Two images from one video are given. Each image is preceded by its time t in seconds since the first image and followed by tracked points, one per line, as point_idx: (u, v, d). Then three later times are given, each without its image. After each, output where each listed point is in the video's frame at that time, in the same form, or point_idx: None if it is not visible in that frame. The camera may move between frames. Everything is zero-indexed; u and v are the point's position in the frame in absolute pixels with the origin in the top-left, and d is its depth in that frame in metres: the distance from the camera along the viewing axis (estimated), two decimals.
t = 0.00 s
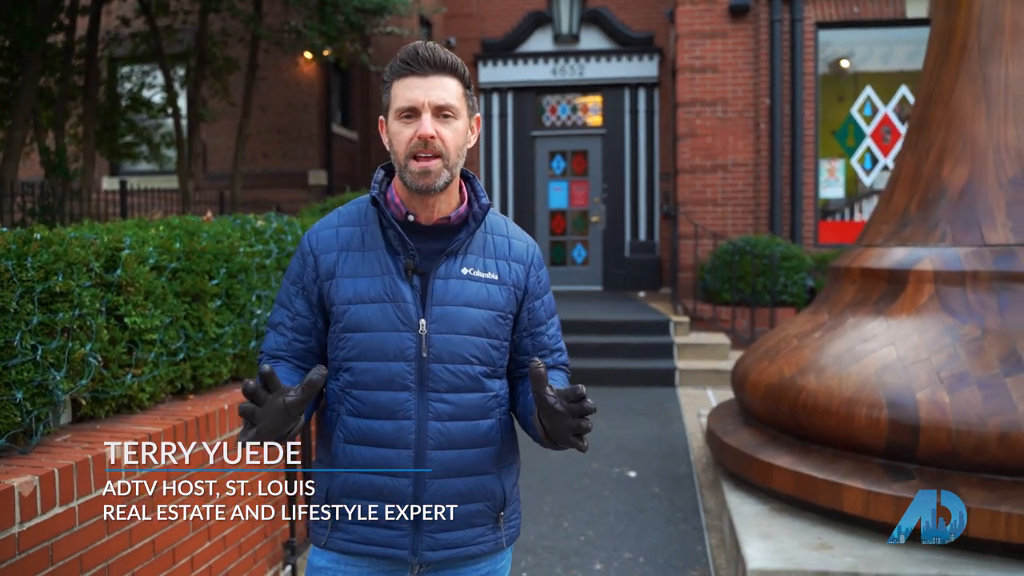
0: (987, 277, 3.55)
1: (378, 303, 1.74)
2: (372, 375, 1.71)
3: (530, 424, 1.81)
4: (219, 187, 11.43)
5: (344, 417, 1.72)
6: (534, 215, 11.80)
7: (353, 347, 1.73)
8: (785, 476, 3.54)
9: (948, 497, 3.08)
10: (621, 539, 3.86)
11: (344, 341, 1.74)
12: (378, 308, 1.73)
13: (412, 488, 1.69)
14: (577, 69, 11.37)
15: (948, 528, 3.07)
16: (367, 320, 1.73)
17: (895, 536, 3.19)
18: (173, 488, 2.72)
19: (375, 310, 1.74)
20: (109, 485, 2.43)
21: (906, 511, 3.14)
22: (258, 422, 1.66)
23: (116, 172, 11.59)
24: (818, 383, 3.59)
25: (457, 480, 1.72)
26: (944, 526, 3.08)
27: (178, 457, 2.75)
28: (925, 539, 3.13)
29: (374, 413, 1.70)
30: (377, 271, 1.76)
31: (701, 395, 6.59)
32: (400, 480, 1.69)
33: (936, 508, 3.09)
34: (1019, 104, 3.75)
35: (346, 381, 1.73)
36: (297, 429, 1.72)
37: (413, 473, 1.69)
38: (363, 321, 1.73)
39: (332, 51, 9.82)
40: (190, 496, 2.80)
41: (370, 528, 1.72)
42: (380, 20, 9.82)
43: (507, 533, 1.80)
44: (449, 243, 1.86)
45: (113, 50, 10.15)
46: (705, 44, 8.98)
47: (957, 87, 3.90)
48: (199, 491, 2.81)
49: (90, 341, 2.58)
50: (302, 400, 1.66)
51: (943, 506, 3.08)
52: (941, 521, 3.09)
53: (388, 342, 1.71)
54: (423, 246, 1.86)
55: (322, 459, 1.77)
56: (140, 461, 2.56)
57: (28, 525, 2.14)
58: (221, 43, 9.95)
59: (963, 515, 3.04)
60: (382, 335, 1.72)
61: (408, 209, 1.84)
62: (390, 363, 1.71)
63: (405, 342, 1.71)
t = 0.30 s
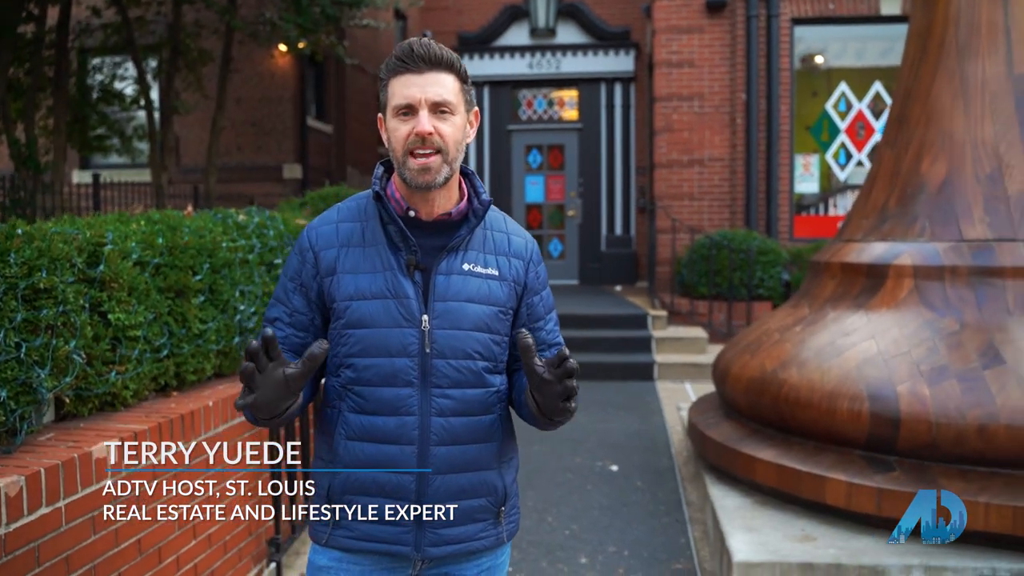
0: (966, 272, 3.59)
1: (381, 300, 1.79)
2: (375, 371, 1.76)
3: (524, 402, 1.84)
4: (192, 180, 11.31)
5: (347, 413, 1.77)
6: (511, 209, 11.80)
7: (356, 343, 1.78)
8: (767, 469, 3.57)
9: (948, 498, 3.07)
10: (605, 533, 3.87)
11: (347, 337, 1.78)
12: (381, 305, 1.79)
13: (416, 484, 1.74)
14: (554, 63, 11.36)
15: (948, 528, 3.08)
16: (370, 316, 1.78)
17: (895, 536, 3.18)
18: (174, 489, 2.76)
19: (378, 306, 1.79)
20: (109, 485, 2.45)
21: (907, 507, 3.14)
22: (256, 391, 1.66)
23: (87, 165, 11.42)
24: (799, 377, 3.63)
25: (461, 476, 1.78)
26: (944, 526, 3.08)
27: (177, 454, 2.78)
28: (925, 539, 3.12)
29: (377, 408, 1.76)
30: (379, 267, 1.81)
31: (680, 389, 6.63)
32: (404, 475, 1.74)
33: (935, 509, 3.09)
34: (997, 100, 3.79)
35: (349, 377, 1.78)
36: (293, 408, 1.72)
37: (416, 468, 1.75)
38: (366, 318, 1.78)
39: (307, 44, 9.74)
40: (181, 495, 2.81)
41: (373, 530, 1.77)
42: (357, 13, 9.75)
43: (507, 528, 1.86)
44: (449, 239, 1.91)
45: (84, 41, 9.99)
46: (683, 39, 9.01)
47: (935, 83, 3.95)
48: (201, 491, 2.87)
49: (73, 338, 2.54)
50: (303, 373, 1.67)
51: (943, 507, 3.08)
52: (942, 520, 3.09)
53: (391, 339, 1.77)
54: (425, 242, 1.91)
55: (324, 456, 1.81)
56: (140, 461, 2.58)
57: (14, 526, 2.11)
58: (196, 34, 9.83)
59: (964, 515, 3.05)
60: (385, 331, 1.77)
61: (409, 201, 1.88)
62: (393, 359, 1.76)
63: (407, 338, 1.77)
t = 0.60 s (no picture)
0: (933, 269, 3.67)
1: (369, 298, 1.79)
2: (364, 369, 1.76)
3: (518, 407, 1.89)
4: (156, 177, 11.18)
5: (336, 411, 1.77)
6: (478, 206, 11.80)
7: (344, 341, 1.77)
8: (741, 463, 3.63)
9: (948, 497, 3.09)
10: (581, 528, 3.90)
11: (336, 336, 1.78)
12: (369, 303, 1.78)
13: (406, 481, 1.75)
14: (521, 61, 11.38)
15: (948, 528, 3.10)
16: (358, 314, 1.78)
17: (895, 536, 3.18)
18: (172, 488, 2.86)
19: (366, 304, 1.79)
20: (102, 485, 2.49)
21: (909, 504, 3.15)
22: (234, 422, 1.62)
23: (47, 161, 11.23)
24: (772, 372, 3.69)
25: (451, 472, 1.79)
26: (944, 526, 3.10)
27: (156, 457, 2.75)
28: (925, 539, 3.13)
29: (366, 406, 1.75)
30: (367, 266, 1.81)
31: (650, 386, 6.69)
32: (394, 473, 1.75)
33: (936, 508, 3.10)
34: (961, 100, 3.87)
35: (338, 375, 1.77)
36: (276, 422, 1.70)
37: (405, 465, 1.75)
38: (354, 316, 1.78)
39: (273, 40, 9.66)
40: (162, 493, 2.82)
41: (363, 526, 1.77)
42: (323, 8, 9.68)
43: (496, 524, 1.87)
44: (436, 238, 1.91)
45: (44, 35, 9.82)
46: (650, 38, 9.10)
47: (902, 85, 4.03)
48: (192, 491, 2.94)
49: (49, 338, 2.51)
50: (277, 393, 1.64)
51: (943, 507, 3.10)
52: (942, 521, 3.10)
53: (380, 337, 1.77)
54: (413, 240, 1.91)
55: (312, 453, 1.81)
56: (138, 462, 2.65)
57: None
58: (160, 30, 9.71)
59: (963, 515, 3.07)
60: (374, 330, 1.77)
61: (396, 205, 1.89)
62: (382, 357, 1.76)
63: (396, 336, 1.77)
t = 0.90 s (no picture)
0: (905, 266, 3.75)
1: (365, 296, 1.81)
2: (360, 365, 1.78)
3: (512, 403, 1.92)
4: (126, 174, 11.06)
5: (332, 407, 1.79)
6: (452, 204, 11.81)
7: (341, 338, 1.79)
8: (719, 458, 3.68)
9: (948, 497, 3.13)
10: (562, 524, 3.94)
11: (333, 333, 1.80)
12: (364, 300, 1.80)
13: (402, 476, 1.77)
14: (494, 59, 11.41)
15: (948, 529, 3.14)
16: (354, 311, 1.80)
17: (895, 535, 3.18)
18: (173, 489, 2.97)
19: (362, 302, 1.81)
20: (88, 482, 2.48)
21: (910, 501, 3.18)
22: (238, 414, 1.65)
23: (13, 158, 11.05)
24: (749, 367, 3.75)
25: (445, 467, 1.81)
26: (944, 527, 3.14)
27: (138, 456, 2.72)
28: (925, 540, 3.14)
29: (361, 402, 1.77)
30: (363, 263, 1.83)
31: (625, 382, 6.75)
32: (391, 468, 1.77)
33: (936, 508, 3.14)
34: (931, 101, 3.96)
35: (335, 372, 1.79)
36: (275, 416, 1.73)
37: (402, 460, 1.78)
38: (350, 313, 1.80)
39: (246, 37, 9.61)
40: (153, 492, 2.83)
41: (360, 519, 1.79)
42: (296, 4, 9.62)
43: (490, 517, 1.90)
44: (431, 235, 1.94)
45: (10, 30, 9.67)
46: (623, 38, 9.16)
47: (874, 86, 4.11)
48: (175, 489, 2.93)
49: (34, 336, 2.50)
50: (278, 387, 1.67)
51: (943, 507, 3.13)
52: (942, 521, 3.15)
53: (375, 333, 1.79)
54: (408, 238, 1.93)
55: (308, 448, 1.83)
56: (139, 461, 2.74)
57: None
58: (130, 25, 9.61)
59: (963, 516, 3.12)
60: (370, 327, 1.79)
61: (391, 204, 1.92)
62: (378, 353, 1.78)
63: (392, 332, 1.79)
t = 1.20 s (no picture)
0: (879, 266, 3.84)
1: (361, 291, 1.84)
2: (357, 361, 1.81)
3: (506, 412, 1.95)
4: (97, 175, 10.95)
5: (328, 403, 1.82)
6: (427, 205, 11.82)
7: (337, 333, 1.82)
8: (698, 455, 3.74)
9: (948, 497, 3.18)
10: (544, 521, 3.98)
11: (329, 328, 1.83)
12: (360, 296, 1.84)
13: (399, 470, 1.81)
14: (470, 61, 11.42)
15: (948, 529, 3.19)
16: (350, 307, 1.83)
17: (896, 535, 3.22)
18: (165, 490, 3.00)
19: (358, 298, 1.84)
20: (77, 483, 2.48)
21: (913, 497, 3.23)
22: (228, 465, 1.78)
23: None
24: (727, 365, 3.82)
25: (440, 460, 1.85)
26: (944, 527, 3.20)
27: (121, 456, 2.71)
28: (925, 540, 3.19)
29: (358, 397, 1.81)
30: (359, 261, 1.86)
31: (602, 382, 6.81)
32: (388, 462, 1.81)
33: (936, 507, 3.20)
34: (903, 104, 4.06)
35: (330, 367, 1.82)
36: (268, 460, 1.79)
37: (398, 454, 1.81)
38: (347, 308, 1.83)
39: (220, 37, 9.56)
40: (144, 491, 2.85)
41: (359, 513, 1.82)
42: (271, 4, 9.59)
43: (483, 511, 1.95)
44: (425, 233, 1.97)
45: None
46: (598, 40, 9.24)
47: (847, 89, 4.20)
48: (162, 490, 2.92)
49: (22, 337, 2.50)
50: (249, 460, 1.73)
51: (944, 506, 3.20)
52: (941, 521, 3.20)
53: (371, 329, 1.82)
54: (402, 236, 1.96)
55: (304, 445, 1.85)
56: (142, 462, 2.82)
57: None
58: (103, 25, 9.53)
59: (963, 515, 3.18)
60: (366, 322, 1.82)
61: (388, 201, 1.95)
62: (374, 349, 1.81)
63: (388, 328, 1.82)
